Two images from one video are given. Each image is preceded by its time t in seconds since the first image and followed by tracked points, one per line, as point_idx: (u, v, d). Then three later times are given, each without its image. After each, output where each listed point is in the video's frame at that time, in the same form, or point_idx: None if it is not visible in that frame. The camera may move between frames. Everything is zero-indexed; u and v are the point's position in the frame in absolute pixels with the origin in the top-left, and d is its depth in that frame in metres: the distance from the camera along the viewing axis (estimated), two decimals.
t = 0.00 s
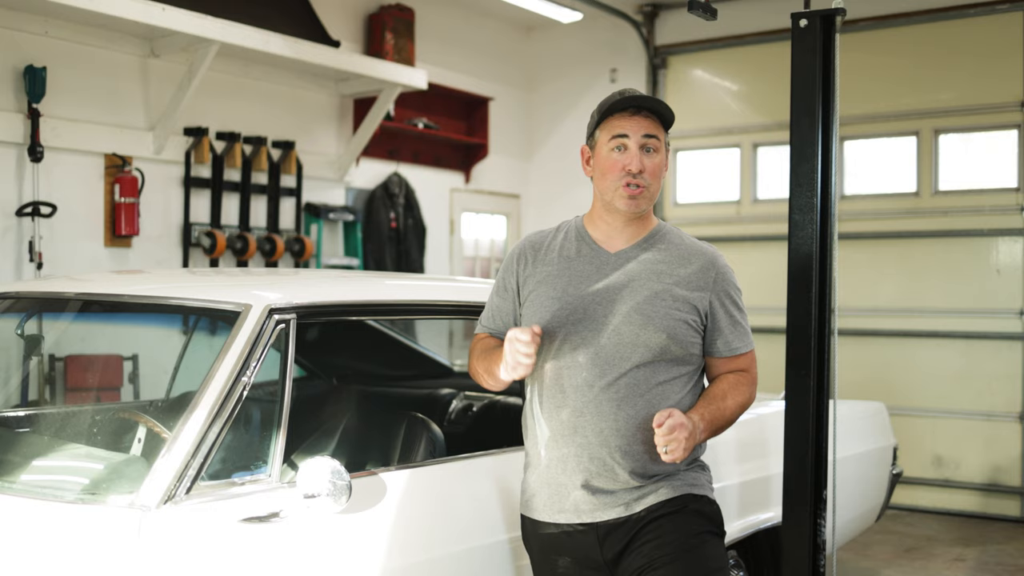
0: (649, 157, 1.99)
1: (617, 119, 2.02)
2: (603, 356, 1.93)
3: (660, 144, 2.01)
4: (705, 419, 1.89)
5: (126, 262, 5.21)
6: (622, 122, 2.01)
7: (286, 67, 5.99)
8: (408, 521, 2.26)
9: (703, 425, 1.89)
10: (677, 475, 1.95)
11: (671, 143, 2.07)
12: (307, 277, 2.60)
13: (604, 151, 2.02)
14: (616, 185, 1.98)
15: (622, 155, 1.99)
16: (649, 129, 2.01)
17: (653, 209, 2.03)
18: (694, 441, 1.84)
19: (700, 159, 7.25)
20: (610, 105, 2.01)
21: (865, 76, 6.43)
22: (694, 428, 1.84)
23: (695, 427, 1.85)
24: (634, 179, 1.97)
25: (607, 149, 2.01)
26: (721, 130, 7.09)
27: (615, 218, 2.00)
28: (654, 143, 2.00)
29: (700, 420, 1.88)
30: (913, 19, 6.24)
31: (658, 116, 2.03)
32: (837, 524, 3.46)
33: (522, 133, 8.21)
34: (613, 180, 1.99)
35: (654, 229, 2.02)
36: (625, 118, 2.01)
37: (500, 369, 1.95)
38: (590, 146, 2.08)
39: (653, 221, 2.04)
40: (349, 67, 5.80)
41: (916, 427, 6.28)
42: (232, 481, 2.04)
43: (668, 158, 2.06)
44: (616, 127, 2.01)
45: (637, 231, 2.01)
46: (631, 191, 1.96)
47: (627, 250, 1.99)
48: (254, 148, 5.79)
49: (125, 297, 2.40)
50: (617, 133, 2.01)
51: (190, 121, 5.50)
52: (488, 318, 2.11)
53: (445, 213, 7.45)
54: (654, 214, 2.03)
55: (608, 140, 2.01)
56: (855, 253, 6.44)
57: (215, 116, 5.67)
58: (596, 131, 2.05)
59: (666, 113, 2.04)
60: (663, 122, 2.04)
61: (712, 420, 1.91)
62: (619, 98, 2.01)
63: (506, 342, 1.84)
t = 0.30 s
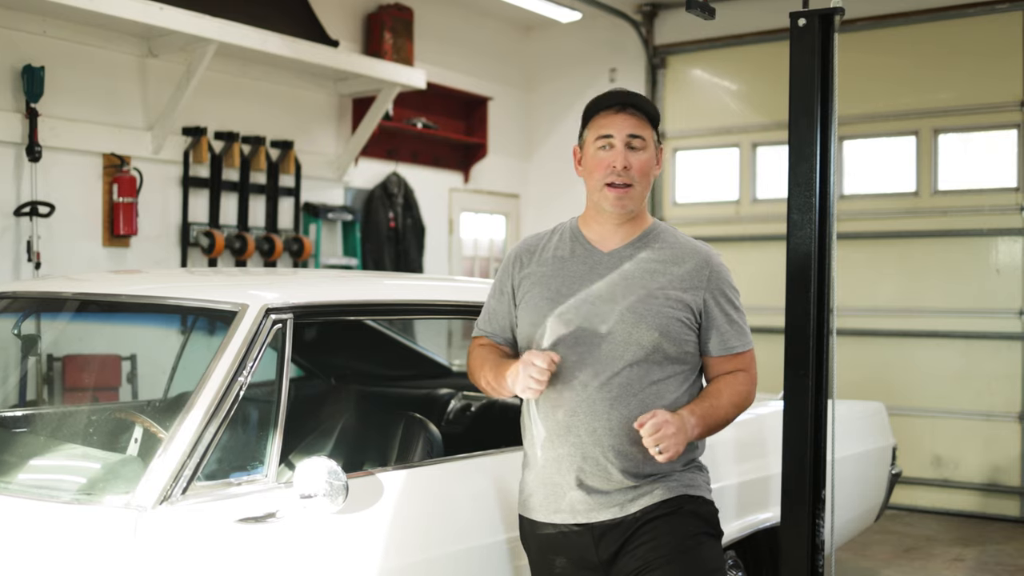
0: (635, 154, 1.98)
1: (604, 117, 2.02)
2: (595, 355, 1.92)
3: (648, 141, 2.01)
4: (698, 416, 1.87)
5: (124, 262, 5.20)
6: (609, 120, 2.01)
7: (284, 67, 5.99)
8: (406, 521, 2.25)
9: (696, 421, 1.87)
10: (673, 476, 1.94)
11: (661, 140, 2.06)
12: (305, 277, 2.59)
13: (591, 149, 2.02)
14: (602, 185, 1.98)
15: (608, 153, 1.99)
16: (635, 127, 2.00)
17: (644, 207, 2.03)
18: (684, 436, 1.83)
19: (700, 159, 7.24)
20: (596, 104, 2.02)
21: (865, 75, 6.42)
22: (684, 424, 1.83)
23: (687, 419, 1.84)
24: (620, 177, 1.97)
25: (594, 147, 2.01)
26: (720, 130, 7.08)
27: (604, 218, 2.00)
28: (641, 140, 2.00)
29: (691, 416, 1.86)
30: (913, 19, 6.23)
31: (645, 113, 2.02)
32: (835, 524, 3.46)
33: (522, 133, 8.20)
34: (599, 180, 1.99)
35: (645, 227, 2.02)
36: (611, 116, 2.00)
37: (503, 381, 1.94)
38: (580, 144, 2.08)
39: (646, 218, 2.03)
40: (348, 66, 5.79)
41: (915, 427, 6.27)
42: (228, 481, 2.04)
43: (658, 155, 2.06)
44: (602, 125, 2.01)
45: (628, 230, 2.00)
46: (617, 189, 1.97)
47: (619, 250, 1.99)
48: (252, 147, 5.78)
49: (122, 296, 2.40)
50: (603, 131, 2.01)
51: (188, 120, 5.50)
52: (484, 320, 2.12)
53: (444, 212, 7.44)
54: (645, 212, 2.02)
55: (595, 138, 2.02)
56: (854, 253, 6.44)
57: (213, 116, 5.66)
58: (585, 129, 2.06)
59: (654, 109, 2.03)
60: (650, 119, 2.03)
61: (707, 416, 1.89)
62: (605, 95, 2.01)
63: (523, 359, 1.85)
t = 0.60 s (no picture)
0: (607, 158, 1.98)
1: (582, 120, 2.03)
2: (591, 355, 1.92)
3: (621, 143, 1.98)
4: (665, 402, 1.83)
5: (123, 261, 5.20)
6: (585, 124, 2.02)
7: (284, 66, 5.98)
8: (404, 520, 2.25)
9: (664, 405, 1.83)
10: (671, 475, 1.92)
11: (645, 137, 2.01)
12: (304, 277, 2.58)
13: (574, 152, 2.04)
14: (578, 190, 1.99)
15: (583, 158, 2.00)
16: (605, 130, 1.99)
17: (632, 207, 2.00)
18: (640, 420, 1.81)
19: (699, 159, 7.23)
20: (573, 107, 2.03)
21: (865, 75, 6.40)
22: (641, 410, 1.81)
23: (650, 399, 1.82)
24: (591, 182, 1.97)
25: (575, 150, 2.03)
26: (721, 129, 7.07)
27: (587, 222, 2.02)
28: (613, 143, 1.98)
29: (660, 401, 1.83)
30: (913, 18, 6.22)
31: (620, 113, 1.99)
32: (835, 524, 3.45)
33: (521, 133, 8.19)
34: (577, 184, 2.00)
35: (634, 228, 2.00)
36: (586, 119, 2.01)
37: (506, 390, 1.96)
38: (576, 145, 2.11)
39: (635, 217, 2.01)
40: (347, 65, 5.78)
41: (915, 427, 6.26)
42: (226, 480, 2.03)
43: (643, 153, 2.02)
44: (580, 129, 2.02)
45: (612, 232, 2.00)
46: (588, 194, 1.97)
47: (609, 250, 1.98)
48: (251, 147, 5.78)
49: (119, 295, 2.39)
50: (580, 135, 2.02)
51: (187, 120, 5.49)
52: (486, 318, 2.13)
53: (443, 212, 7.44)
54: (630, 213, 2.00)
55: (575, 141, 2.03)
56: (854, 253, 6.43)
57: (212, 115, 5.66)
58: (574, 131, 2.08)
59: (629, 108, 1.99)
60: (627, 119, 1.99)
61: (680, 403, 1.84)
62: (578, 99, 2.02)
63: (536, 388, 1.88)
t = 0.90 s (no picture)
0: (604, 154, 1.98)
1: (577, 118, 2.03)
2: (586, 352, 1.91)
3: (617, 138, 1.98)
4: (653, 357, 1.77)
5: (123, 261, 5.19)
6: (580, 122, 2.02)
7: (283, 66, 5.97)
8: (402, 520, 2.24)
9: (652, 361, 1.77)
10: (669, 475, 1.90)
11: (640, 134, 2.02)
12: (304, 277, 2.58)
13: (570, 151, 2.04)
14: (576, 187, 2.00)
15: (580, 155, 2.00)
16: (601, 126, 1.99)
17: (630, 205, 2.00)
18: (623, 367, 1.76)
19: (699, 159, 7.22)
20: (568, 105, 2.03)
21: (866, 74, 6.39)
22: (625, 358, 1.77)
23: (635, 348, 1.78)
24: (588, 179, 1.97)
25: (571, 149, 2.03)
26: (721, 129, 7.06)
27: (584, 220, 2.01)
28: (609, 139, 1.98)
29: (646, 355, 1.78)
30: (914, 18, 6.21)
31: (615, 110, 2.00)
32: (835, 524, 3.44)
33: (521, 133, 8.19)
34: (574, 181, 2.00)
35: (633, 225, 1.99)
36: (580, 117, 2.02)
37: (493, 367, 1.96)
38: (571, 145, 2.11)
39: (635, 214, 2.00)
40: (347, 65, 5.78)
41: (916, 427, 6.26)
42: (223, 481, 2.03)
43: (639, 150, 2.02)
44: (576, 127, 2.03)
45: (609, 230, 1.99)
46: (586, 191, 1.97)
47: (606, 248, 1.98)
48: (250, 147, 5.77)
49: (117, 295, 2.38)
50: (576, 133, 2.02)
51: (187, 120, 5.49)
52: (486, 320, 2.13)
53: (443, 212, 7.43)
54: (630, 210, 2.00)
55: (570, 140, 2.04)
56: (854, 253, 6.42)
57: (212, 115, 5.65)
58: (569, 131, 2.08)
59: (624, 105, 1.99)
60: (622, 115, 2.00)
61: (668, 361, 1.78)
62: (573, 98, 2.03)
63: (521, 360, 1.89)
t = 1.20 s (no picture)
0: (626, 145, 1.99)
1: (587, 114, 2.03)
2: (583, 356, 1.90)
3: (634, 132, 2.02)
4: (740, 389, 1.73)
5: (122, 261, 5.20)
6: (593, 115, 2.02)
7: (283, 66, 5.98)
8: (400, 521, 2.24)
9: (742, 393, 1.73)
10: (668, 477, 1.90)
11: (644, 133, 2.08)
12: (303, 277, 2.58)
13: (579, 146, 2.02)
14: (598, 179, 1.97)
15: (600, 146, 1.99)
16: (621, 118, 2.01)
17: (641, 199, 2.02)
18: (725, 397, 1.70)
19: (699, 159, 7.22)
20: (579, 101, 2.03)
21: (866, 74, 6.39)
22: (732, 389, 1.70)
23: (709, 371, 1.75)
24: (614, 168, 1.97)
25: (583, 144, 2.02)
26: (721, 129, 7.06)
27: (601, 214, 1.99)
28: (628, 131, 2.01)
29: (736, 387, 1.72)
30: (914, 18, 6.21)
31: (628, 105, 2.04)
32: (835, 525, 3.44)
33: (521, 133, 8.18)
34: (595, 173, 1.98)
35: (646, 218, 2.01)
36: (595, 110, 2.02)
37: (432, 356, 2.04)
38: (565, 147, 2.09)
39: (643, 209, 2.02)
40: (346, 65, 5.78)
41: (916, 428, 6.25)
42: (220, 482, 2.02)
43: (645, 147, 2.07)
44: (588, 121, 2.02)
45: (627, 223, 1.99)
46: (613, 180, 1.96)
47: (607, 247, 1.98)
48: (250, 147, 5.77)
49: (115, 295, 2.38)
50: (589, 127, 2.02)
51: (186, 120, 5.49)
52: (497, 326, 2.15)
53: (443, 213, 7.43)
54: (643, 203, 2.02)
55: (582, 134, 2.02)
56: (854, 253, 6.42)
57: (211, 115, 5.65)
58: (570, 129, 2.06)
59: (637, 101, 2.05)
60: (634, 111, 2.05)
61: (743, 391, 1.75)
62: (587, 92, 2.02)
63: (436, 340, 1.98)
